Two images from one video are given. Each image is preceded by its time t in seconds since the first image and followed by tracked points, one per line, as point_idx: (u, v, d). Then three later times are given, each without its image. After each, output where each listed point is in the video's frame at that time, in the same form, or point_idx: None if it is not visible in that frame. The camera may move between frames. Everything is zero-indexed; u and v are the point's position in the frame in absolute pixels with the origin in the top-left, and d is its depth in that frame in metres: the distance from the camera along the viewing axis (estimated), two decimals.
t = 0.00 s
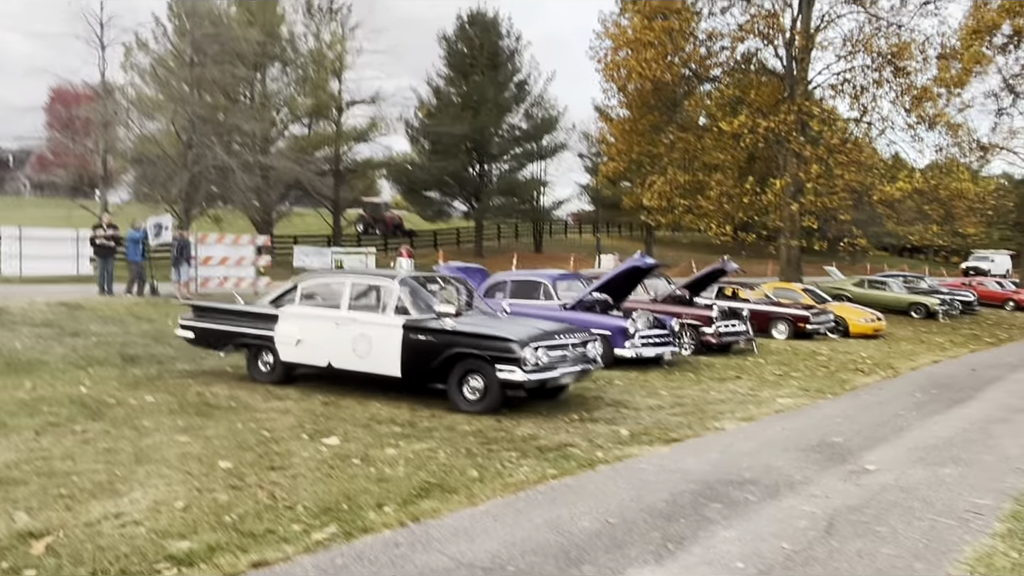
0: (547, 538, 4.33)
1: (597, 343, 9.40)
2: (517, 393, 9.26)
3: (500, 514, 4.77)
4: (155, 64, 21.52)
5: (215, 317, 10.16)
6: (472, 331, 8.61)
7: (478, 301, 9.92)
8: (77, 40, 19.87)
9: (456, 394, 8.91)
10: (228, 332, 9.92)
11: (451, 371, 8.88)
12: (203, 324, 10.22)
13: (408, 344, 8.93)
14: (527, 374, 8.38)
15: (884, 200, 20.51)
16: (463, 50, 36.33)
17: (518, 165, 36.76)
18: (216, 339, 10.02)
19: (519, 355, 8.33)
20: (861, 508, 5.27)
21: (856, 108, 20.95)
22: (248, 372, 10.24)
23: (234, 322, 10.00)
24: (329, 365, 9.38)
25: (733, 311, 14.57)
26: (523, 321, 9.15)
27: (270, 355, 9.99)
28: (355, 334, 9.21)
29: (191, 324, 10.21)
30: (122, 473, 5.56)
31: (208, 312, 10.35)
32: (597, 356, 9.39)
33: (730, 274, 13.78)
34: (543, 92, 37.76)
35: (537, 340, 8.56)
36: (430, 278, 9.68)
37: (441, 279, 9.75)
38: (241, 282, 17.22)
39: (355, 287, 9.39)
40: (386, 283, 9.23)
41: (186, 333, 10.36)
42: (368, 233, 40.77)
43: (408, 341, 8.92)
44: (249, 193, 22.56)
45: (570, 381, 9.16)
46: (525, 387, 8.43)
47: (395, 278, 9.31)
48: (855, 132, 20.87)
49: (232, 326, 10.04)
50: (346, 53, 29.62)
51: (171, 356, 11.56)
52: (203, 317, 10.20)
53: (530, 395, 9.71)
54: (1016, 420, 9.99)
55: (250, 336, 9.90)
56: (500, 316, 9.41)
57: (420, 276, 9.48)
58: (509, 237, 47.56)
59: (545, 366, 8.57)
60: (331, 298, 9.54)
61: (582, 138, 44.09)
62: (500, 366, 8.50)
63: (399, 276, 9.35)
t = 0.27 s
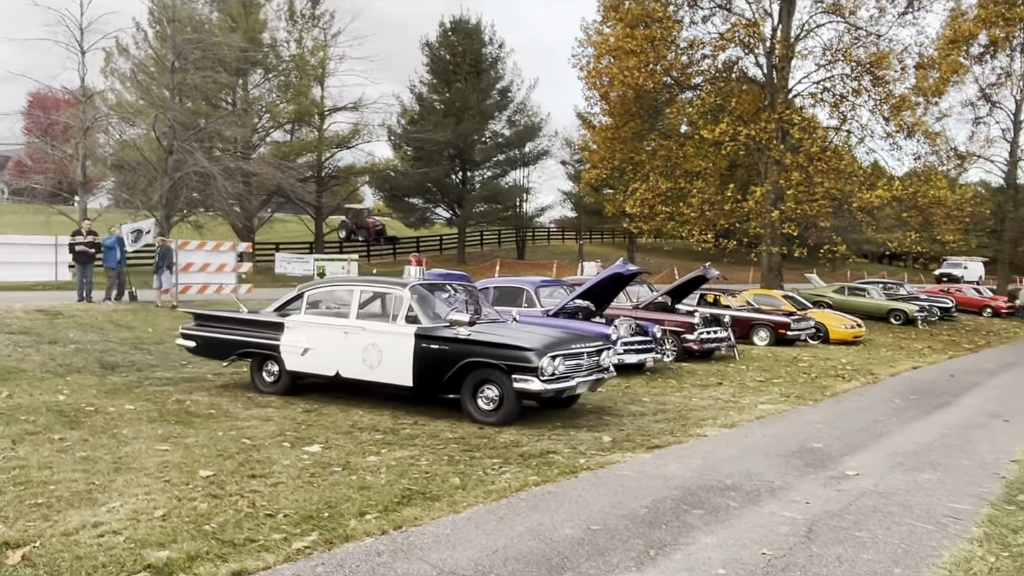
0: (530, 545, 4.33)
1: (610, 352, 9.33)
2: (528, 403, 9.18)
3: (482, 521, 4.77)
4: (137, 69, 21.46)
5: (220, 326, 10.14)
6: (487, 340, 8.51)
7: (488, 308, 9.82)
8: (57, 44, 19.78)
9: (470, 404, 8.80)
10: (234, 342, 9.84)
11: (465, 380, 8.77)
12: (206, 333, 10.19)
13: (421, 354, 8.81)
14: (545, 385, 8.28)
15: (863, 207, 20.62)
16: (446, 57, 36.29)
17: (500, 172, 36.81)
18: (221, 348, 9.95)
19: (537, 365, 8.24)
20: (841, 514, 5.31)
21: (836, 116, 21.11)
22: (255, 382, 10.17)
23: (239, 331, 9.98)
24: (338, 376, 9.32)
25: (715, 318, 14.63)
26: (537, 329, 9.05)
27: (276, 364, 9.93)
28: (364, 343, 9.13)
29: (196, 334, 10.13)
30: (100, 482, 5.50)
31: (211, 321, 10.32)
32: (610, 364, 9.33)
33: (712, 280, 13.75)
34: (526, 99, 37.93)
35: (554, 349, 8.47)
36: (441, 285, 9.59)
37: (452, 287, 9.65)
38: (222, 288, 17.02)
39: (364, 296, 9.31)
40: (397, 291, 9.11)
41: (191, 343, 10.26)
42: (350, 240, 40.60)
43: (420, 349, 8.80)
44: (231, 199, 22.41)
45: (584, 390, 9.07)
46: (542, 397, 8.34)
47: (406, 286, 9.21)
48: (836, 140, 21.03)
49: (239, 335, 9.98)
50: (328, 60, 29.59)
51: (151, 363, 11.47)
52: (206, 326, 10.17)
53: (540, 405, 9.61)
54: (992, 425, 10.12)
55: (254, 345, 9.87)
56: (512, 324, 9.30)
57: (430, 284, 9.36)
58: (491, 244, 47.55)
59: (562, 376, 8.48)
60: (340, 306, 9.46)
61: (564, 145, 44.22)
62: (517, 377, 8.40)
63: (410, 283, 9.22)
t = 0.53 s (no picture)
0: (506, 546, 4.33)
1: (624, 355, 9.33)
2: (542, 406, 9.14)
3: (459, 522, 4.76)
4: (109, 67, 21.06)
5: (221, 331, 10.01)
6: (504, 344, 8.47)
7: (495, 311, 9.79)
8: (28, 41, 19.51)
9: (485, 409, 8.76)
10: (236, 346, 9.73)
11: (481, 384, 8.71)
12: (207, 338, 10.05)
13: (435, 358, 8.75)
14: (563, 389, 8.26)
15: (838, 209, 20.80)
16: (423, 58, 36.20)
17: (479, 173, 36.77)
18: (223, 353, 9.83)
19: (555, 369, 8.20)
20: (816, 513, 5.35)
21: (811, 118, 21.26)
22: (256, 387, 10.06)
23: (242, 336, 9.86)
24: (347, 380, 9.20)
25: (691, 318, 14.72)
26: (552, 332, 9.03)
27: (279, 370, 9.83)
28: (374, 347, 9.03)
29: (196, 337, 10.01)
30: (73, 485, 5.44)
31: (212, 326, 10.19)
32: (624, 367, 9.32)
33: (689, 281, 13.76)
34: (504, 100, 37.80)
35: (572, 353, 8.45)
36: (450, 289, 9.55)
37: (460, 291, 9.63)
38: (198, 289, 16.89)
39: (372, 299, 9.23)
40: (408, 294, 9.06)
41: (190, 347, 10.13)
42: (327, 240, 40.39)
43: (433, 354, 8.75)
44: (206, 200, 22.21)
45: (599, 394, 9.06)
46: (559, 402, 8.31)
47: (416, 288, 9.15)
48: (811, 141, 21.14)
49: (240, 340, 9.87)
50: (305, 59, 29.48)
51: (126, 365, 11.36)
52: (207, 331, 10.04)
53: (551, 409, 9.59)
54: (964, 424, 10.25)
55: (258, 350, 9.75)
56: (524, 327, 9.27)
57: (439, 287, 9.33)
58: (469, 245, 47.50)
59: (579, 380, 8.46)
60: (347, 310, 9.36)
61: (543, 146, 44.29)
62: (534, 381, 8.37)
63: (420, 286, 9.18)
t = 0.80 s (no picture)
0: (486, 552, 4.32)
1: (645, 364, 9.35)
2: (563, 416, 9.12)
3: (438, 529, 4.74)
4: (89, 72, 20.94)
5: (230, 341, 9.95)
6: (529, 351, 8.44)
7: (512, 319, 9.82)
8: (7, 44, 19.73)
9: (508, 418, 8.72)
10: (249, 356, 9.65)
11: (505, 393, 8.67)
12: (216, 348, 9.98)
13: (458, 366, 8.71)
14: (591, 397, 8.24)
15: (816, 217, 21.00)
16: (406, 63, 36.32)
17: (460, 178, 36.72)
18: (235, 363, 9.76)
19: (583, 377, 8.19)
20: (794, 517, 5.38)
21: (790, 126, 21.51)
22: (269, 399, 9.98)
23: (252, 345, 9.80)
24: (363, 390, 9.12)
25: (672, 324, 14.78)
26: (574, 340, 9.03)
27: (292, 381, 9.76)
28: (393, 356, 8.97)
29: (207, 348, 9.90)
30: (48, 494, 5.37)
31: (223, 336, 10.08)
32: (645, 376, 9.34)
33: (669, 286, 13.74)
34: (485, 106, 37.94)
35: (598, 361, 8.44)
36: (466, 297, 9.57)
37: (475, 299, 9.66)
38: (177, 294, 16.74)
39: (389, 306, 9.18)
40: (426, 302, 9.06)
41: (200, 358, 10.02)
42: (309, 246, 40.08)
43: (456, 362, 8.70)
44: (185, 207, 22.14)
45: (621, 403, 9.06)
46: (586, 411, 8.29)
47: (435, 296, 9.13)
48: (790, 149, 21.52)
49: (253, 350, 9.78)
50: (285, 65, 29.45)
51: (103, 372, 11.24)
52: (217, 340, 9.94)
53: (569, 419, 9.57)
54: (940, 428, 10.35)
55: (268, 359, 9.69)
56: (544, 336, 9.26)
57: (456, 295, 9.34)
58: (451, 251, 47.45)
59: (605, 389, 8.46)
60: (364, 318, 9.31)
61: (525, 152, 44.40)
62: (561, 389, 8.34)
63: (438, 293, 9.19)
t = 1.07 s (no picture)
0: None
1: (683, 374, 8.91)
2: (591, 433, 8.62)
3: None
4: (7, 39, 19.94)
5: (207, 348, 9.23)
6: (561, 363, 7.94)
7: (532, 320, 9.26)
8: None
9: (533, 436, 8.17)
10: (230, 369, 8.96)
11: (531, 409, 8.13)
12: (190, 357, 9.21)
13: (478, 378, 8.14)
14: (628, 414, 7.78)
15: (824, 205, 19.91)
16: (368, 34, 34.81)
17: (430, 162, 35.34)
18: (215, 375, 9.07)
19: (623, 392, 7.73)
20: None
21: (796, 106, 20.54)
22: (252, 412, 9.32)
23: (234, 353, 9.09)
24: (365, 404, 8.52)
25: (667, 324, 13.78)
26: (607, 349, 8.56)
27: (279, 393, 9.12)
28: (399, 366, 8.37)
29: (181, 358, 9.18)
30: None
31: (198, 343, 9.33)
32: (683, 387, 8.90)
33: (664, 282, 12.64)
34: (459, 82, 36.56)
35: (637, 373, 8.00)
36: (483, 296, 8.98)
37: (492, 297, 9.06)
38: (110, 293, 15.43)
39: (392, 309, 8.57)
40: (439, 302, 8.44)
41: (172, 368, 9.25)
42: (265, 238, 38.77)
43: (477, 373, 8.14)
44: (121, 190, 21.54)
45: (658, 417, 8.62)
46: (625, 428, 7.83)
47: (446, 296, 8.53)
48: (796, 130, 20.58)
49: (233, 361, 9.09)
50: (235, 34, 28.07)
51: (30, 377, 10.16)
52: (193, 349, 9.19)
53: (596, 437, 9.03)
54: (959, 439, 9.42)
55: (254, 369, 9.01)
56: (573, 342, 8.76)
57: (470, 294, 8.76)
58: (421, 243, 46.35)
59: (643, 404, 8.01)
60: (364, 320, 8.69)
61: (502, 133, 43.14)
62: (595, 406, 7.84)
63: (453, 294, 8.58)
